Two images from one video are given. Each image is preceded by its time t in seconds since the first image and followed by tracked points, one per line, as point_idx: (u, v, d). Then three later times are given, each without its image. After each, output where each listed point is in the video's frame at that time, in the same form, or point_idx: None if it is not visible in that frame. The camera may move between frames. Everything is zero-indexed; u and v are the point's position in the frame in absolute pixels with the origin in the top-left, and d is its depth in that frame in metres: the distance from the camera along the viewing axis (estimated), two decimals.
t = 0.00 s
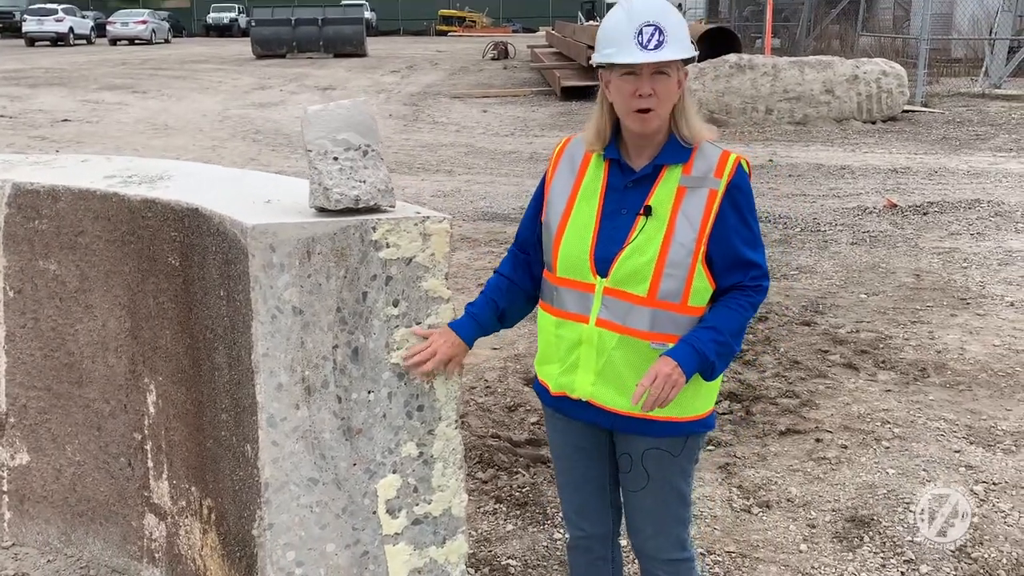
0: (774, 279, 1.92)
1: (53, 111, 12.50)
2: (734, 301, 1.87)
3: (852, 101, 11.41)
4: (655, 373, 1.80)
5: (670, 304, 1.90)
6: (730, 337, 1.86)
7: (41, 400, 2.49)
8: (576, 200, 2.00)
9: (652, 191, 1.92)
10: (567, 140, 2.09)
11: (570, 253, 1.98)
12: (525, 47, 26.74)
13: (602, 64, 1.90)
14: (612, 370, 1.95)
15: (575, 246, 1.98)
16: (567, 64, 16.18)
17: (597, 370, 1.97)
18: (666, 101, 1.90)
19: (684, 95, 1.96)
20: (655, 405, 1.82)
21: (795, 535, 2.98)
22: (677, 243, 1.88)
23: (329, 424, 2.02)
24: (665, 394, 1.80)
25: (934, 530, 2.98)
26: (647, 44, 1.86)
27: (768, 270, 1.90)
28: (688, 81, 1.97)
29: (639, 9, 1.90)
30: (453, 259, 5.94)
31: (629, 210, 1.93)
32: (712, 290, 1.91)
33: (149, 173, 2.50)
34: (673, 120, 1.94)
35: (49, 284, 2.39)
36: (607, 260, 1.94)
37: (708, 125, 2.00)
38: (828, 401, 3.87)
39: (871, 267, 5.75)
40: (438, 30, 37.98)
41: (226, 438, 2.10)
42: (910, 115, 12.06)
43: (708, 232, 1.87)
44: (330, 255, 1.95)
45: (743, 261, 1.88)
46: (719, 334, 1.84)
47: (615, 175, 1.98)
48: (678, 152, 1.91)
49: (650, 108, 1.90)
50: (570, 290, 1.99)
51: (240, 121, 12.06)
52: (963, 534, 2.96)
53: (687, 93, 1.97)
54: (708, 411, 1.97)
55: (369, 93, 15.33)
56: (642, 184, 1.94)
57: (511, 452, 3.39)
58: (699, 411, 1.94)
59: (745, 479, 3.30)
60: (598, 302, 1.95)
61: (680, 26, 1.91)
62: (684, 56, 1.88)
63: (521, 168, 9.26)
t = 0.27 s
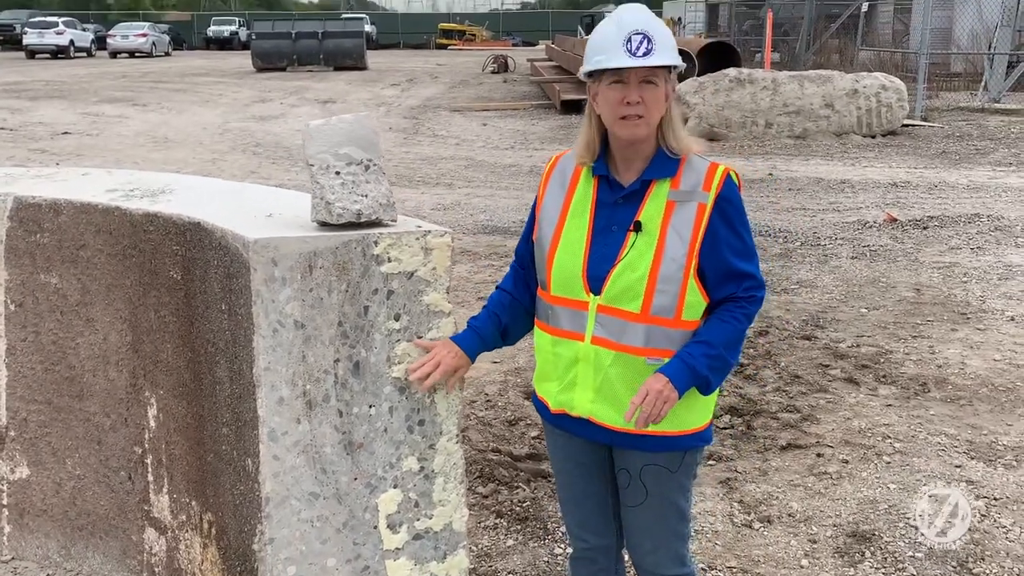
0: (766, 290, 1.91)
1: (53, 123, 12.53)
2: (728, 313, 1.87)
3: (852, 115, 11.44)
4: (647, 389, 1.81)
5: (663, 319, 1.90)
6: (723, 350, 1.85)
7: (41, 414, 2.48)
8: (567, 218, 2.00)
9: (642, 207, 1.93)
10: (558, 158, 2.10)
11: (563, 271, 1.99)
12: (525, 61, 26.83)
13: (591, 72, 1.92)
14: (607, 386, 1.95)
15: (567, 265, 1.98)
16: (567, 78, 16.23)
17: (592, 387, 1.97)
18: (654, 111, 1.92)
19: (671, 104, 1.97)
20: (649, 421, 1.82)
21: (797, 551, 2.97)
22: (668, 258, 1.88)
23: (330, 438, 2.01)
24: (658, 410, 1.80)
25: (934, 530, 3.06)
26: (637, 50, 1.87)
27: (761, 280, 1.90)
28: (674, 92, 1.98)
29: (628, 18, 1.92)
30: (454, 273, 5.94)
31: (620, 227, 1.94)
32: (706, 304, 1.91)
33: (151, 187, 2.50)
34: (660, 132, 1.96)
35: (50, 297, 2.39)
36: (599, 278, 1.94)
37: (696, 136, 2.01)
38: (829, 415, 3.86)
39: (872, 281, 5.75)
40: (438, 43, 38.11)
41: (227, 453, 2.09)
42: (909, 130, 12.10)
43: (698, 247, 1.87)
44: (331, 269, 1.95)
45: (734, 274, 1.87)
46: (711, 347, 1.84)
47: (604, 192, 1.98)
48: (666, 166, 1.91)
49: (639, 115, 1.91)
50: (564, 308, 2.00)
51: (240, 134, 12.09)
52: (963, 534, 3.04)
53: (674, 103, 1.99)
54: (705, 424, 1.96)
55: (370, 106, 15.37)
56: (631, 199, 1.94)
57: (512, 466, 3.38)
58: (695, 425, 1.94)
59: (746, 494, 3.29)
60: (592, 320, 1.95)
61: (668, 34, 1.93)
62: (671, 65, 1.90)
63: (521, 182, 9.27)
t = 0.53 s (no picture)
0: (763, 298, 1.90)
1: (58, 133, 12.57)
2: (723, 323, 1.86)
3: (856, 128, 11.44)
4: (634, 398, 1.80)
5: (658, 330, 1.89)
6: (718, 361, 1.84)
7: (45, 424, 2.48)
8: (563, 233, 2.00)
9: (636, 218, 1.92)
10: (554, 173, 2.10)
11: (559, 285, 1.99)
12: (528, 73, 26.89)
13: (582, 85, 1.92)
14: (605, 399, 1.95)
15: (563, 278, 1.98)
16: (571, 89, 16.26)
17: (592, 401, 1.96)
18: (645, 121, 1.91)
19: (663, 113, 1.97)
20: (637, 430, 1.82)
21: (803, 564, 2.95)
22: (662, 269, 1.87)
23: (335, 450, 2.01)
24: (644, 418, 1.80)
25: (935, 529, 3.11)
26: (626, 62, 1.88)
27: (757, 289, 1.89)
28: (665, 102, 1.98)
29: (616, 31, 1.92)
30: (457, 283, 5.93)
31: (614, 239, 1.93)
32: (701, 314, 1.90)
33: (156, 197, 2.50)
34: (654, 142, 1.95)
35: (55, 307, 2.38)
36: (593, 291, 1.94)
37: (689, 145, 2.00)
38: (834, 428, 3.85)
39: (876, 293, 5.75)
40: (442, 55, 38.20)
41: (232, 463, 2.09)
42: (913, 142, 12.10)
43: (691, 257, 1.86)
44: (337, 280, 1.95)
45: (728, 283, 1.87)
46: (704, 358, 1.83)
47: (599, 205, 1.98)
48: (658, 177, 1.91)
49: (630, 127, 1.91)
50: (561, 322, 2.00)
51: (244, 144, 12.11)
52: (962, 533, 3.10)
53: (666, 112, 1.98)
54: (706, 436, 1.95)
55: (374, 117, 15.40)
56: (625, 212, 1.94)
57: (516, 478, 3.37)
58: (695, 436, 1.93)
59: (751, 506, 3.27)
60: (589, 333, 1.94)
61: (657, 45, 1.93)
62: (661, 75, 1.90)
63: (525, 193, 9.28)
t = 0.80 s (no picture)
0: (760, 305, 1.89)
1: (63, 139, 12.61)
2: (720, 330, 1.86)
3: (860, 136, 11.43)
4: (628, 403, 1.80)
5: (654, 337, 1.89)
6: (714, 367, 1.84)
7: (50, 429, 2.48)
8: (561, 241, 2.01)
9: (633, 224, 1.92)
10: (553, 181, 2.11)
11: (556, 293, 1.99)
12: (533, 80, 26.92)
13: (579, 92, 1.92)
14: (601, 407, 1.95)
15: (560, 286, 1.99)
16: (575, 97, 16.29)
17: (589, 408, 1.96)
18: (643, 129, 1.92)
19: (661, 121, 1.96)
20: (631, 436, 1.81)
21: (808, 573, 2.94)
22: (658, 275, 1.86)
23: (340, 456, 2.01)
24: (638, 424, 1.79)
25: (935, 530, 3.15)
26: (623, 70, 1.88)
27: (753, 296, 1.88)
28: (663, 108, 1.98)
29: (613, 39, 1.93)
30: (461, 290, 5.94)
31: (611, 246, 1.93)
32: (698, 321, 1.90)
33: (162, 204, 2.50)
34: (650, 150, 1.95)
35: (60, 312, 2.38)
36: (590, 298, 1.94)
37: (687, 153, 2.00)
38: (839, 436, 3.84)
39: (881, 301, 5.74)
40: (446, 62, 38.27)
41: (237, 470, 2.09)
42: (917, 150, 12.10)
43: (687, 264, 1.86)
44: (343, 286, 1.95)
45: (725, 290, 1.86)
46: (699, 365, 1.83)
47: (597, 212, 1.98)
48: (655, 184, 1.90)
49: (627, 134, 1.91)
50: (560, 329, 2.00)
51: (249, 151, 12.14)
52: (963, 533, 3.14)
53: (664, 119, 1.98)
54: (705, 445, 1.94)
55: (378, 123, 15.42)
56: (622, 218, 1.94)
57: (520, 485, 3.36)
58: (692, 444, 1.92)
59: (756, 515, 3.27)
60: (586, 340, 1.94)
61: (655, 52, 1.93)
62: (658, 82, 1.90)
63: (529, 200, 9.28)
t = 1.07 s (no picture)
0: (757, 310, 1.88)
1: (67, 141, 12.64)
2: (715, 336, 1.85)
3: (863, 140, 11.43)
4: (624, 413, 1.80)
5: (650, 342, 1.88)
6: (709, 374, 1.83)
7: (52, 431, 2.46)
8: (558, 245, 2.01)
9: (629, 229, 1.91)
10: (550, 183, 2.11)
11: (553, 297, 1.99)
12: (535, 84, 26.94)
13: (576, 98, 1.92)
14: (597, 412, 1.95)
15: (557, 290, 1.98)
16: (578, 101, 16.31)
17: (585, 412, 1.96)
18: (640, 134, 1.91)
19: (658, 125, 1.96)
20: (627, 443, 1.81)
21: None
22: (654, 281, 1.86)
23: (343, 459, 2.01)
24: (635, 433, 1.80)
25: (930, 531, 3.17)
26: (620, 75, 1.88)
27: (750, 302, 1.87)
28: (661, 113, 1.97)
29: (610, 42, 1.92)
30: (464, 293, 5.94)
31: (607, 250, 1.93)
32: (693, 327, 1.89)
33: (165, 206, 2.50)
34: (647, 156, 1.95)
35: (63, 315, 2.37)
36: (587, 302, 1.94)
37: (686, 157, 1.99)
38: (842, 441, 3.83)
39: (884, 306, 5.73)
40: (449, 65, 38.30)
41: (239, 473, 2.08)
42: (920, 155, 12.09)
43: (683, 269, 1.85)
44: (347, 289, 1.95)
45: (721, 296, 1.85)
46: (694, 372, 1.82)
47: (594, 216, 1.98)
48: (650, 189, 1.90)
49: (623, 139, 1.90)
50: (557, 333, 1.99)
51: (252, 154, 12.16)
52: (962, 533, 3.16)
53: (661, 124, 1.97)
54: (700, 451, 1.94)
55: (381, 127, 15.44)
56: (619, 222, 1.93)
57: (522, 489, 3.36)
58: (687, 450, 1.92)
59: (759, 520, 3.26)
60: (583, 344, 1.94)
61: (653, 57, 1.92)
62: (656, 88, 1.89)
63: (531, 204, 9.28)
